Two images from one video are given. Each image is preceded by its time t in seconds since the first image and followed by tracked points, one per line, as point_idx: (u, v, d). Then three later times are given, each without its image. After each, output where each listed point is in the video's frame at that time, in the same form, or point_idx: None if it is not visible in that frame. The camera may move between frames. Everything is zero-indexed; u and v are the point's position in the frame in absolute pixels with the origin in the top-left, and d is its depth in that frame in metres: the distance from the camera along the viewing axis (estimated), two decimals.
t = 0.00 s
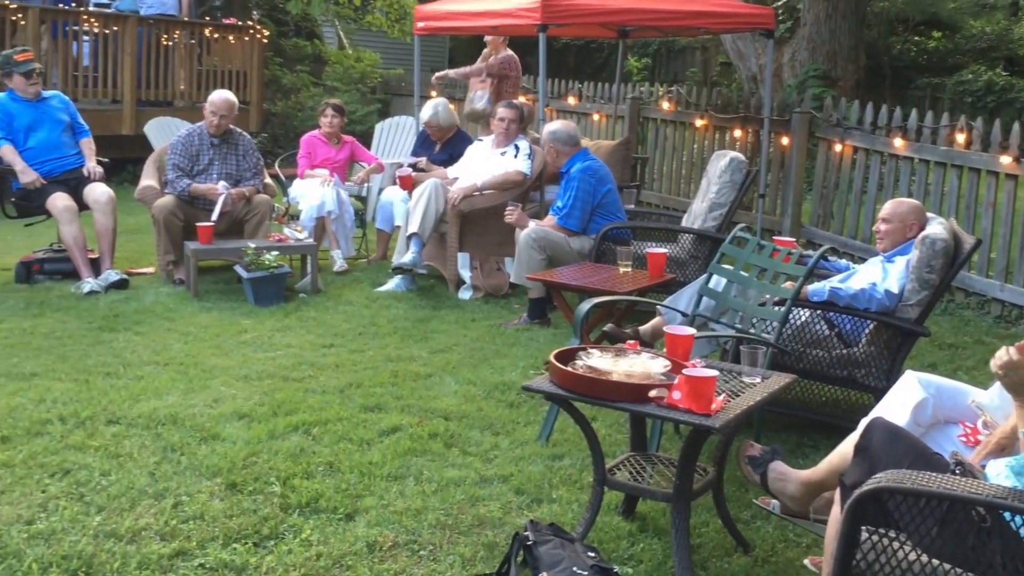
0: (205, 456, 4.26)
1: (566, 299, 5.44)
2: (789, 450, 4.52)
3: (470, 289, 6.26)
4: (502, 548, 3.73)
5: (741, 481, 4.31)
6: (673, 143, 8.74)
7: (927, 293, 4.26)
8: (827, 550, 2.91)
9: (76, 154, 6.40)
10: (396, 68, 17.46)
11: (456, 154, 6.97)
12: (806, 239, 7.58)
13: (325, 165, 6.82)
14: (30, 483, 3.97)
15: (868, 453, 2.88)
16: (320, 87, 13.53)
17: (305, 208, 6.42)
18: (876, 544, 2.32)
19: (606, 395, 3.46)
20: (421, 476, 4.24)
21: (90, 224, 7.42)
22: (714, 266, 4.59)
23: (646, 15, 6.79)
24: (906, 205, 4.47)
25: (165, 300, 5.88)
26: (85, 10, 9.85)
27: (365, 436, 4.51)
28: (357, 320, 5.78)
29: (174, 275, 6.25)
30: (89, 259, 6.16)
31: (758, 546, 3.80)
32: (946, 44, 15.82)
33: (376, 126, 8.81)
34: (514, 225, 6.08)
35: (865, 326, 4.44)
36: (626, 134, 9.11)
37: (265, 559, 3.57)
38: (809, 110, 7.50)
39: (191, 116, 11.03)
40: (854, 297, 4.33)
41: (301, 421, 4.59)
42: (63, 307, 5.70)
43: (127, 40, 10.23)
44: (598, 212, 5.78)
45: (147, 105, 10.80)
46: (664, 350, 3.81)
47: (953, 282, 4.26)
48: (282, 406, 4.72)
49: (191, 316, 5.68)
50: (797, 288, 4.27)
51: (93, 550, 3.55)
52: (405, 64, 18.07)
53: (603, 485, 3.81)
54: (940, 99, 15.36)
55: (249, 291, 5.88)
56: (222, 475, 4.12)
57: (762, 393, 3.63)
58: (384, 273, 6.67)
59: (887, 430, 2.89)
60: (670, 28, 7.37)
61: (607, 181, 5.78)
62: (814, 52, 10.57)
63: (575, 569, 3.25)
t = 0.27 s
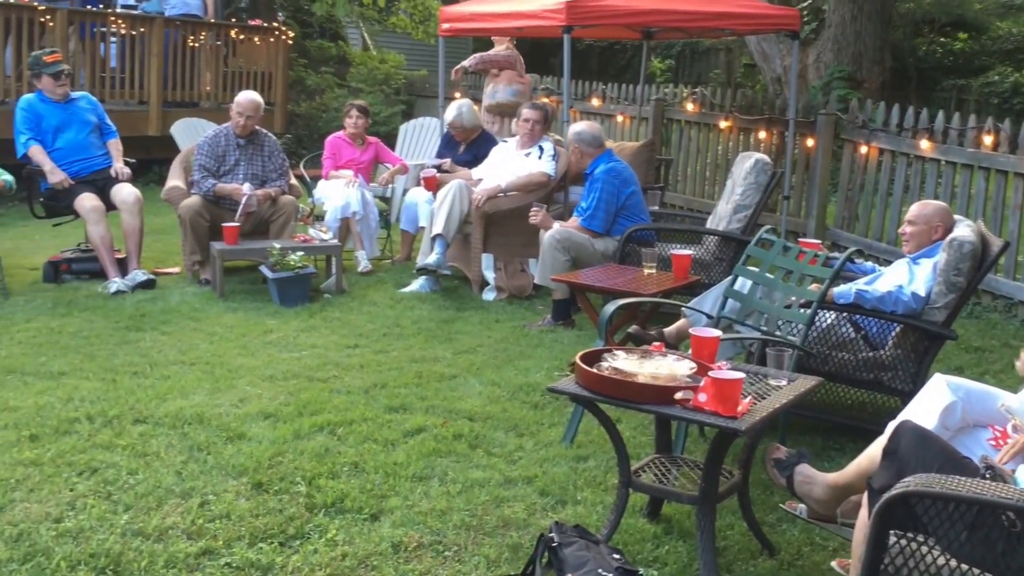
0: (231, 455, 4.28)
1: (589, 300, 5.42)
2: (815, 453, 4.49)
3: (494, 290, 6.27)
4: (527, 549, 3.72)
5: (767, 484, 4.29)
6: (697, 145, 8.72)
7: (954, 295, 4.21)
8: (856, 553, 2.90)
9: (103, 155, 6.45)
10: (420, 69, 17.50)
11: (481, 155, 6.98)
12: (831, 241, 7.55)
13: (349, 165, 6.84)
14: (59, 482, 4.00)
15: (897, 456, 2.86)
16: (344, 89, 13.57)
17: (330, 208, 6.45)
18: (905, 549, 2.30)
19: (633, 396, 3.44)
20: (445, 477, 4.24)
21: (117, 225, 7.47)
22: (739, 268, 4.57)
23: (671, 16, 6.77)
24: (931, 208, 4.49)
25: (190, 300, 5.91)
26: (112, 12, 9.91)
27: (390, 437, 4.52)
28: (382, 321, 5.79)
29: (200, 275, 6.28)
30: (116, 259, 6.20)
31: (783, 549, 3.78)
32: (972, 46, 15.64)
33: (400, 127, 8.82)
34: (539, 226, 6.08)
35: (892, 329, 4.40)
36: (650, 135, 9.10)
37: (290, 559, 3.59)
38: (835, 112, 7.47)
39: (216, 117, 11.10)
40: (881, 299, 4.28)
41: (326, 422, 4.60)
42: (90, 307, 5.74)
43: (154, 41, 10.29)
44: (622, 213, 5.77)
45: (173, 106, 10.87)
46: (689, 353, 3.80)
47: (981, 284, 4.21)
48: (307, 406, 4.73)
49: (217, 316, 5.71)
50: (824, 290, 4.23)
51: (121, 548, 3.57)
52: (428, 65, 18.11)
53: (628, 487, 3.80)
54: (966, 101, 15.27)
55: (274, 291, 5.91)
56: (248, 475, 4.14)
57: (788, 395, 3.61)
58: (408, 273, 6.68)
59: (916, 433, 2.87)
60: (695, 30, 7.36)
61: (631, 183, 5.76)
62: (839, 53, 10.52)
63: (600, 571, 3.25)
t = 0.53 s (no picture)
0: (257, 455, 4.30)
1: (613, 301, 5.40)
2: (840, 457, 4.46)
3: (518, 292, 6.27)
4: (552, 551, 3.72)
5: (793, 488, 4.26)
6: (721, 147, 8.71)
7: (983, 298, 4.16)
8: (884, 558, 2.88)
9: (130, 155, 6.50)
10: (444, 70, 17.54)
11: (504, 157, 6.99)
12: (856, 244, 7.51)
13: (374, 167, 6.86)
14: (87, 480, 4.03)
15: (925, 461, 2.84)
16: (368, 90, 13.62)
17: (354, 209, 6.47)
18: (934, 554, 2.27)
19: (659, 399, 3.44)
20: (470, 478, 4.24)
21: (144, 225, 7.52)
22: (765, 270, 4.55)
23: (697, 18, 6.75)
24: (959, 210, 4.46)
25: (216, 300, 5.94)
26: (139, 13, 9.97)
27: (414, 438, 4.53)
28: (405, 321, 5.80)
29: (225, 275, 6.31)
30: (142, 259, 6.24)
31: (809, 553, 3.76)
32: (999, 48, 15.32)
33: (424, 129, 8.84)
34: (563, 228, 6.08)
35: (918, 332, 4.35)
36: (674, 137, 9.10)
37: (316, 559, 3.60)
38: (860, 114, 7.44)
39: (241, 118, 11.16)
40: (908, 302, 4.26)
41: (351, 422, 4.62)
42: (117, 306, 5.78)
43: (180, 43, 10.35)
44: (646, 215, 5.75)
45: (199, 107, 10.94)
46: (715, 355, 3.79)
47: (1009, 287, 4.15)
48: (332, 406, 4.75)
49: (242, 316, 5.74)
50: (850, 293, 4.19)
51: (148, 546, 3.60)
52: (452, 66, 18.14)
53: (653, 489, 3.78)
54: (993, 102, 15.15)
55: (299, 292, 5.93)
56: (274, 474, 4.16)
57: (815, 398, 3.59)
58: (432, 275, 6.69)
59: (945, 438, 2.84)
60: (720, 31, 7.34)
61: (656, 184, 5.74)
62: (864, 55, 10.47)
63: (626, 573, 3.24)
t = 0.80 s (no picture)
0: (282, 455, 4.32)
1: (638, 303, 5.37)
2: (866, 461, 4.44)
3: (541, 293, 6.26)
4: (576, 553, 3.72)
5: (818, 492, 4.24)
6: (745, 149, 8.69)
7: (1011, 302, 4.13)
8: (912, 563, 2.87)
9: (157, 156, 6.54)
10: (467, 72, 17.57)
11: (528, 158, 7.00)
12: (881, 246, 7.47)
13: (398, 168, 6.89)
14: (115, 478, 4.06)
15: (954, 466, 2.81)
16: (392, 91, 13.67)
17: (378, 210, 6.49)
18: (963, 560, 2.23)
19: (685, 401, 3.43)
20: (494, 479, 4.25)
21: (170, 225, 7.57)
22: (790, 272, 4.53)
23: (722, 19, 6.73)
24: (987, 213, 4.45)
25: (242, 300, 5.98)
26: (166, 15, 10.03)
27: (438, 438, 4.54)
28: (429, 322, 5.82)
29: (250, 276, 6.34)
30: (168, 259, 6.28)
31: (835, 558, 3.74)
32: None
33: (447, 131, 8.83)
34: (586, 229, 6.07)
35: (946, 336, 4.32)
36: (697, 139, 9.09)
37: (342, 558, 3.61)
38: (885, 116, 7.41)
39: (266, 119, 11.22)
40: (935, 305, 4.22)
41: (375, 423, 4.63)
42: (144, 306, 5.82)
43: (206, 45, 10.41)
44: (670, 217, 5.74)
45: (224, 108, 11.00)
46: (741, 358, 3.77)
47: None
48: (357, 407, 4.77)
49: (267, 316, 5.76)
50: (877, 295, 4.17)
51: (175, 545, 3.62)
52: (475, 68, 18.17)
53: (678, 491, 3.77)
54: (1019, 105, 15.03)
55: (323, 292, 5.95)
56: (299, 474, 4.17)
57: (842, 402, 3.57)
58: (456, 275, 6.70)
59: (974, 444, 2.82)
60: (744, 33, 7.31)
61: (680, 186, 5.74)
62: (889, 56, 10.41)
63: None
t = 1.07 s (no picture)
0: (307, 455, 4.33)
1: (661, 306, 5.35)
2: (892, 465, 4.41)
3: (564, 295, 6.26)
4: (601, 556, 3.71)
5: (844, 496, 4.22)
6: (770, 151, 8.67)
7: None
8: (941, 568, 2.84)
9: (183, 157, 6.58)
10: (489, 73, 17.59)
11: (551, 160, 6.99)
12: (906, 249, 7.43)
13: (422, 169, 6.91)
14: (142, 477, 4.08)
15: (984, 469, 2.77)
16: (415, 93, 13.70)
17: (402, 211, 6.51)
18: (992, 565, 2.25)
19: (711, 404, 3.40)
20: (519, 480, 4.25)
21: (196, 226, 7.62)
22: (816, 275, 4.49)
23: (748, 21, 6.71)
24: (1015, 216, 4.41)
25: (267, 300, 6.00)
26: (192, 17, 10.09)
27: (463, 439, 4.54)
28: (453, 323, 5.82)
29: (275, 276, 6.37)
30: (194, 259, 6.31)
31: (862, 563, 3.72)
32: None
33: (471, 133, 8.88)
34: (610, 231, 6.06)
35: (973, 340, 4.30)
36: (721, 141, 9.07)
37: (367, 559, 3.62)
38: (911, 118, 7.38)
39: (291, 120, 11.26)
40: (963, 309, 4.17)
41: (400, 423, 4.64)
42: (170, 306, 5.86)
43: (231, 47, 10.47)
44: (695, 219, 5.72)
45: (249, 109, 11.06)
46: (767, 361, 3.75)
47: None
48: (381, 407, 4.78)
49: (292, 317, 5.79)
50: (904, 298, 4.14)
51: (201, 544, 3.64)
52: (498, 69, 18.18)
53: (703, 495, 3.75)
54: None
55: (348, 293, 5.97)
56: (324, 474, 4.19)
57: (869, 406, 3.54)
58: (479, 277, 6.71)
59: (1004, 449, 2.78)
60: (770, 35, 7.28)
61: (705, 189, 5.73)
62: (915, 58, 10.34)
63: None
